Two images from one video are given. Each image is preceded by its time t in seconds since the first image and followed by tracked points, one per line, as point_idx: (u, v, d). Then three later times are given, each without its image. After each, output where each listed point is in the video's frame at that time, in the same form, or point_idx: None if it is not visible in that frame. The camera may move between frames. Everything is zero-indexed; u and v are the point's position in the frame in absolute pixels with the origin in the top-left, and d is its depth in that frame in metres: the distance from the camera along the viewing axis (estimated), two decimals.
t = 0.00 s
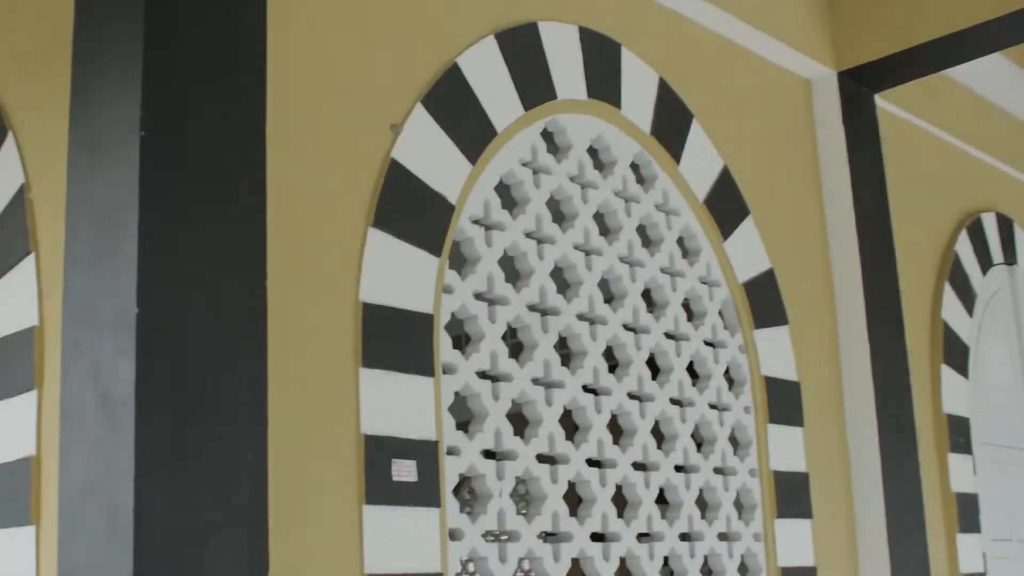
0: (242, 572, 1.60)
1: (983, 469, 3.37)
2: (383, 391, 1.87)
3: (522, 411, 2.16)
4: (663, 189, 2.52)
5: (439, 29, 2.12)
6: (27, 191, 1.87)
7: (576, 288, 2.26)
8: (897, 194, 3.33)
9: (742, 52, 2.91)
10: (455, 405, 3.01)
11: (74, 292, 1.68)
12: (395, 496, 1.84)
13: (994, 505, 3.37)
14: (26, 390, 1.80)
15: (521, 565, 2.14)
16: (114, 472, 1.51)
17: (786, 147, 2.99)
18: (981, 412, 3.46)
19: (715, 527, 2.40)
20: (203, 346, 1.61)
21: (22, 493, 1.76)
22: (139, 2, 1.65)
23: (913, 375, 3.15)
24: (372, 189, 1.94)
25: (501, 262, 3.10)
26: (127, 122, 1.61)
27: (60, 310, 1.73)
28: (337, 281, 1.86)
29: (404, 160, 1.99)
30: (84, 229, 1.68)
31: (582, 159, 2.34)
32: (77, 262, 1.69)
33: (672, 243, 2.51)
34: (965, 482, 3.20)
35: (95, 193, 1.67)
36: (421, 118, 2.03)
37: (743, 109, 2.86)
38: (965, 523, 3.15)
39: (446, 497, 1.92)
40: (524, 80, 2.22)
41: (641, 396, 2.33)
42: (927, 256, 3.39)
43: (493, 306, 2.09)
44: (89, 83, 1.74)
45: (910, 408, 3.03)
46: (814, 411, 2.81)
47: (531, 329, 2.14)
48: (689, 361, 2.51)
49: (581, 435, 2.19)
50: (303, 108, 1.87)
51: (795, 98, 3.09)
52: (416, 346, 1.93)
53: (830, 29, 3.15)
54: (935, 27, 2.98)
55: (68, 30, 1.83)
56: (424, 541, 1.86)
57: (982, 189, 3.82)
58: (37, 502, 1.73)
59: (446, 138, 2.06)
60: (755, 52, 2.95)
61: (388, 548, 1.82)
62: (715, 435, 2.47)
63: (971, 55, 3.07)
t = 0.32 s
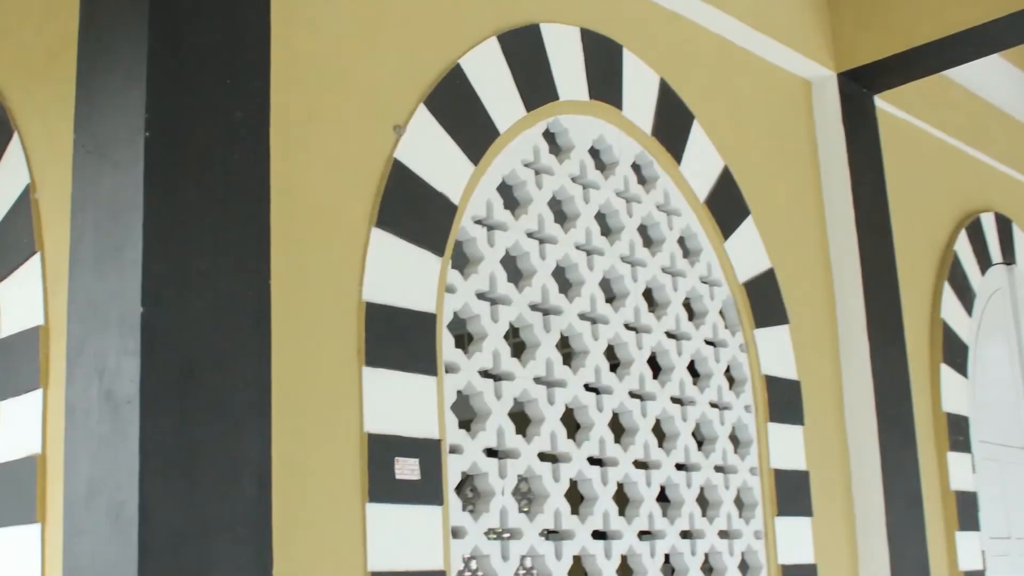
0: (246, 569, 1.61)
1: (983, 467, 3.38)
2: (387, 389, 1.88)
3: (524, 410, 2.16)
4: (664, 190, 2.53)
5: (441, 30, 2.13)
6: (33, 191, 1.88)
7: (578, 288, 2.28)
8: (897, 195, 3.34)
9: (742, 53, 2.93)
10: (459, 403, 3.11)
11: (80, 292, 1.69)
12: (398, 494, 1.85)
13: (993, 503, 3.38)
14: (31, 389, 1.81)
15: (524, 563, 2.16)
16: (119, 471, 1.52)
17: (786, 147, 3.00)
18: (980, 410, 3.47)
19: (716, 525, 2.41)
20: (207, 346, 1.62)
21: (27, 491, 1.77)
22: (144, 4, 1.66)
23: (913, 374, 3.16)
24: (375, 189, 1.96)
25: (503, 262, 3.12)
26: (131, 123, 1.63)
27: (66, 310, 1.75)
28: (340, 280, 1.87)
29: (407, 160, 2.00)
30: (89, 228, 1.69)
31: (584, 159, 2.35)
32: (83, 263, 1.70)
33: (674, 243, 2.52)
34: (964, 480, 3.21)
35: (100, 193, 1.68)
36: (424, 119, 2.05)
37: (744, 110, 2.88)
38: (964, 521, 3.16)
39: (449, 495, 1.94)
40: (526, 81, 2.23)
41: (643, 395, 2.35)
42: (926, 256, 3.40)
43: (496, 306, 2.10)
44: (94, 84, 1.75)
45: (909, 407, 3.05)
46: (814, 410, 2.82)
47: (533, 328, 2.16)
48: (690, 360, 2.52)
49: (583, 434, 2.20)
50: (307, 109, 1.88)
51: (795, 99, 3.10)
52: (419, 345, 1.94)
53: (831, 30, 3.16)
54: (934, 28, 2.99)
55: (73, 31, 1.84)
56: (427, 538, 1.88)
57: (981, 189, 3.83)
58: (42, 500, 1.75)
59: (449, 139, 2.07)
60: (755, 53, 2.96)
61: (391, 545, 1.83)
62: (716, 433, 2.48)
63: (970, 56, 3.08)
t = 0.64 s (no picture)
0: (252, 565, 1.63)
1: (981, 466, 3.40)
2: (391, 387, 1.90)
3: (527, 408, 2.18)
4: (665, 190, 2.55)
5: (444, 32, 2.15)
6: (40, 190, 1.89)
7: (580, 287, 2.30)
8: (896, 195, 3.36)
9: (742, 54, 2.95)
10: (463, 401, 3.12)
11: (87, 291, 1.71)
12: (402, 491, 1.87)
13: (991, 501, 3.40)
14: (38, 386, 1.83)
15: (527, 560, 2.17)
16: (125, 468, 1.54)
17: (786, 148, 3.02)
18: (979, 409, 3.49)
19: (717, 522, 2.43)
20: (214, 344, 1.64)
21: (35, 488, 1.78)
22: (151, 7, 1.68)
23: (912, 373, 3.18)
24: (379, 189, 1.98)
25: (506, 261, 3.14)
26: (138, 125, 1.64)
27: (73, 309, 1.76)
28: (344, 280, 1.89)
29: (411, 161, 2.02)
30: (97, 229, 1.71)
31: (586, 160, 2.37)
32: (90, 262, 1.72)
33: (675, 242, 2.54)
34: (963, 478, 3.23)
35: (107, 194, 1.70)
36: (427, 120, 2.07)
37: (744, 111, 2.90)
38: (963, 519, 3.17)
39: (453, 492, 1.96)
40: (529, 83, 2.25)
41: (644, 393, 2.37)
42: (925, 256, 3.42)
43: (499, 305, 2.12)
44: (101, 86, 1.77)
45: (908, 405, 3.06)
46: (814, 409, 2.84)
47: (536, 327, 2.17)
48: (691, 359, 2.54)
49: (585, 431, 2.22)
50: (311, 110, 1.90)
51: (795, 100, 3.12)
52: (422, 343, 1.96)
53: (830, 32, 3.18)
54: (933, 30, 3.01)
55: (81, 32, 1.86)
56: (431, 535, 1.89)
57: (979, 190, 3.85)
58: (50, 497, 1.76)
59: (452, 139, 2.09)
60: (755, 55, 2.98)
61: (395, 541, 1.85)
62: (717, 431, 2.50)
63: (969, 58, 3.09)
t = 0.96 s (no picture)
0: (260, 560, 1.65)
1: (978, 463, 3.43)
2: (396, 385, 1.92)
3: (531, 405, 2.21)
4: (667, 191, 2.58)
5: (448, 34, 2.18)
6: (50, 191, 1.91)
7: (583, 287, 2.32)
8: (895, 196, 3.39)
9: (742, 56, 2.97)
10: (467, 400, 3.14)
11: (97, 291, 1.74)
12: (408, 488, 1.90)
13: (988, 498, 3.43)
14: (48, 385, 1.86)
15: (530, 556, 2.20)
16: (134, 465, 1.57)
17: (786, 150, 3.04)
18: (977, 407, 3.52)
19: (719, 518, 2.45)
20: (222, 342, 1.67)
21: (45, 485, 1.81)
22: (160, 11, 1.71)
23: (910, 372, 3.20)
24: (385, 190, 2.00)
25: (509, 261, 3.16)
26: (147, 127, 1.67)
27: (83, 308, 1.79)
28: (350, 279, 1.91)
29: (416, 162, 2.04)
30: (106, 230, 1.74)
31: (589, 161, 2.39)
32: (100, 262, 1.75)
33: (677, 243, 2.56)
34: (961, 475, 3.26)
35: (117, 194, 1.72)
36: (433, 122, 2.09)
37: (745, 112, 2.92)
38: (960, 515, 3.20)
39: (457, 489, 1.98)
40: (533, 85, 2.28)
41: (647, 391, 2.39)
42: (923, 255, 3.45)
43: (503, 304, 2.15)
44: (111, 88, 1.79)
45: (906, 403, 3.09)
46: (813, 407, 2.86)
47: (540, 326, 2.20)
48: (693, 357, 2.56)
49: (588, 429, 2.24)
50: (318, 112, 1.92)
51: (795, 102, 3.15)
52: (426, 343, 1.98)
53: (830, 34, 3.21)
54: (931, 33, 3.03)
55: (91, 35, 1.88)
56: (435, 531, 1.92)
57: (977, 190, 3.88)
58: (60, 493, 1.79)
59: (457, 141, 2.12)
60: (756, 56, 3.01)
61: (400, 537, 1.87)
62: (718, 429, 2.53)
63: (967, 60, 3.12)
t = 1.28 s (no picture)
0: (269, 554, 1.69)
1: (976, 459, 3.46)
2: (404, 382, 1.96)
3: (535, 402, 2.24)
4: (669, 192, 2.61)
5: (454, 38, 2.21)
6: (63, 193, 1.94)
7: (587, 286, 2.35)
8: (894, 196, 3.42)
9: (743, 59, 3.00)
10: (472, 398, 3.18)
11: (109, 289, 1.77)
12: (415, 483, 1.93)
13: (986, 493, 3.46)
14: (60, 382, 1.89)
15: (536, 551, 2.23)
16: (147, 460, 1.60)
17: (786, 150, 3.08)
18: (975, 404, 3.55)
19: (721, 513, 2.48)
20: (232, 341, 1.70)
21: (59, 480, 1.84)
22: (171, 16, 1.74)
23: (908, 370, 3.23)
24: (392, 191, 2.03)
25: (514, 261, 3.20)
26: (159, 130, 1.70)
27: (95, 307, 1.82)
28: (358, 279, 1.95)
29: (423, 163, 2.08)
30: (119, 230, 1.77)
31: (593, 162, 2.42)
32: (112, 262, 1.78)
33: (679, 242, 2.59)
34: (958, 470, 3.29)
35: (129, 196, 1.76)
36: (439, 123, 2.13)
37: (745, 113, 2.95)
38: (958, 510, 3.23)
39: (464, 484, 2.02)
40: (537, 87, 2.31)
41: (649, 388, 2.42)
42: (922, 255, 3.48)
43: (509, 303, 2.18)
44: (123, 91, 1.82)
45: (904, 400, 3.12)
46: (813, 405, 2.89)
47: (544, 324, 2.23)
48: (695, 355, 2.60)
49: (592, 425, 2.28)
50: (327, 115, 1.96)
51: (795, 104, 3.18)
52: (432, 341, 2.01)
53: (830, 36, 3.24)
54: (929, 36, 3.07)
55: (103, 38, 1.91)
56: (442, 525, 1.95)
57: (974, 191, 3.91)
58: (72, 488, 1.82)
59: (463, 142, 2.15)
60: (756, 59, 3.04)
61: (407, 531, 1.90)
62: (720, 426, 2.56)
63: (964, 63, 3.16)
